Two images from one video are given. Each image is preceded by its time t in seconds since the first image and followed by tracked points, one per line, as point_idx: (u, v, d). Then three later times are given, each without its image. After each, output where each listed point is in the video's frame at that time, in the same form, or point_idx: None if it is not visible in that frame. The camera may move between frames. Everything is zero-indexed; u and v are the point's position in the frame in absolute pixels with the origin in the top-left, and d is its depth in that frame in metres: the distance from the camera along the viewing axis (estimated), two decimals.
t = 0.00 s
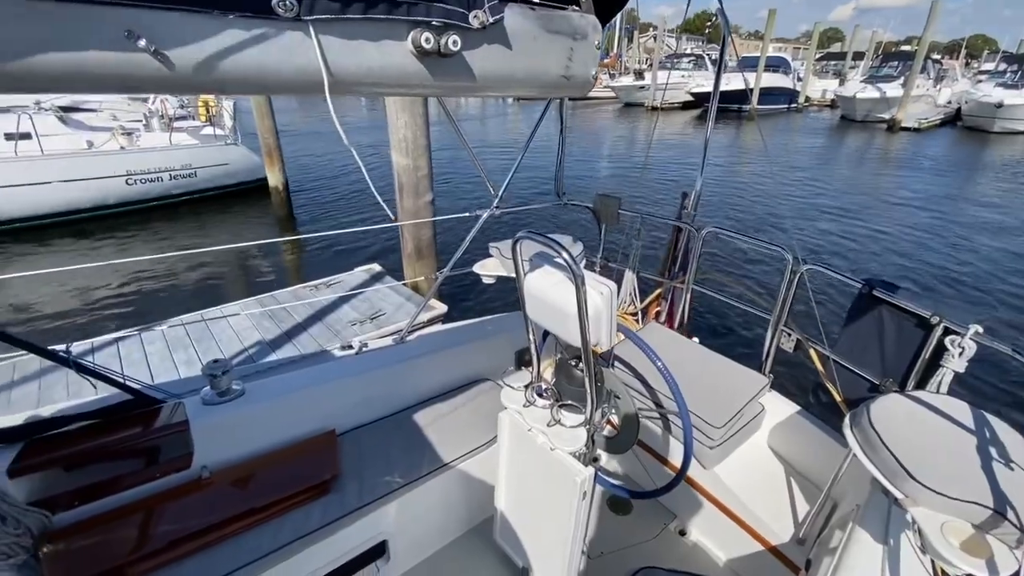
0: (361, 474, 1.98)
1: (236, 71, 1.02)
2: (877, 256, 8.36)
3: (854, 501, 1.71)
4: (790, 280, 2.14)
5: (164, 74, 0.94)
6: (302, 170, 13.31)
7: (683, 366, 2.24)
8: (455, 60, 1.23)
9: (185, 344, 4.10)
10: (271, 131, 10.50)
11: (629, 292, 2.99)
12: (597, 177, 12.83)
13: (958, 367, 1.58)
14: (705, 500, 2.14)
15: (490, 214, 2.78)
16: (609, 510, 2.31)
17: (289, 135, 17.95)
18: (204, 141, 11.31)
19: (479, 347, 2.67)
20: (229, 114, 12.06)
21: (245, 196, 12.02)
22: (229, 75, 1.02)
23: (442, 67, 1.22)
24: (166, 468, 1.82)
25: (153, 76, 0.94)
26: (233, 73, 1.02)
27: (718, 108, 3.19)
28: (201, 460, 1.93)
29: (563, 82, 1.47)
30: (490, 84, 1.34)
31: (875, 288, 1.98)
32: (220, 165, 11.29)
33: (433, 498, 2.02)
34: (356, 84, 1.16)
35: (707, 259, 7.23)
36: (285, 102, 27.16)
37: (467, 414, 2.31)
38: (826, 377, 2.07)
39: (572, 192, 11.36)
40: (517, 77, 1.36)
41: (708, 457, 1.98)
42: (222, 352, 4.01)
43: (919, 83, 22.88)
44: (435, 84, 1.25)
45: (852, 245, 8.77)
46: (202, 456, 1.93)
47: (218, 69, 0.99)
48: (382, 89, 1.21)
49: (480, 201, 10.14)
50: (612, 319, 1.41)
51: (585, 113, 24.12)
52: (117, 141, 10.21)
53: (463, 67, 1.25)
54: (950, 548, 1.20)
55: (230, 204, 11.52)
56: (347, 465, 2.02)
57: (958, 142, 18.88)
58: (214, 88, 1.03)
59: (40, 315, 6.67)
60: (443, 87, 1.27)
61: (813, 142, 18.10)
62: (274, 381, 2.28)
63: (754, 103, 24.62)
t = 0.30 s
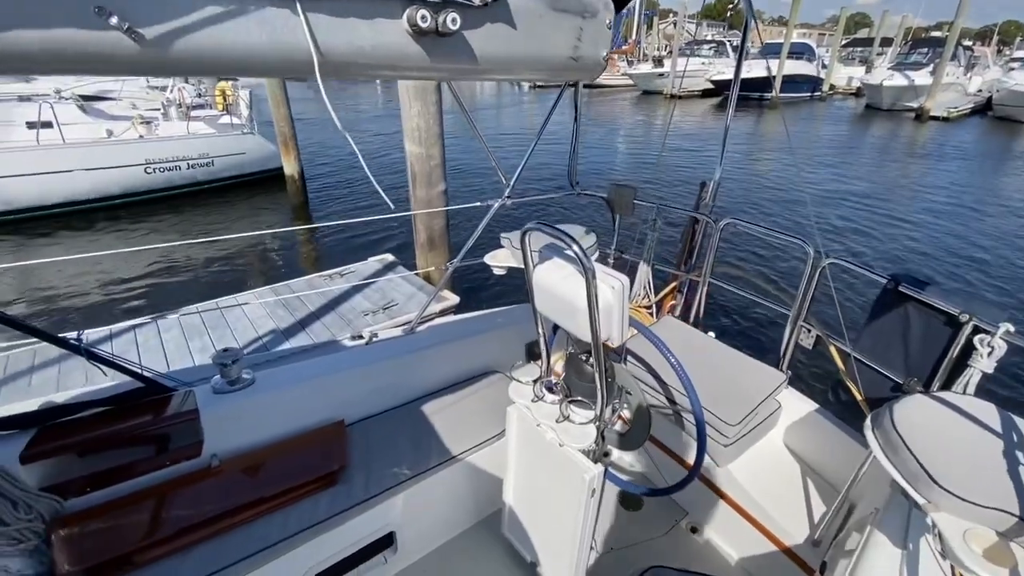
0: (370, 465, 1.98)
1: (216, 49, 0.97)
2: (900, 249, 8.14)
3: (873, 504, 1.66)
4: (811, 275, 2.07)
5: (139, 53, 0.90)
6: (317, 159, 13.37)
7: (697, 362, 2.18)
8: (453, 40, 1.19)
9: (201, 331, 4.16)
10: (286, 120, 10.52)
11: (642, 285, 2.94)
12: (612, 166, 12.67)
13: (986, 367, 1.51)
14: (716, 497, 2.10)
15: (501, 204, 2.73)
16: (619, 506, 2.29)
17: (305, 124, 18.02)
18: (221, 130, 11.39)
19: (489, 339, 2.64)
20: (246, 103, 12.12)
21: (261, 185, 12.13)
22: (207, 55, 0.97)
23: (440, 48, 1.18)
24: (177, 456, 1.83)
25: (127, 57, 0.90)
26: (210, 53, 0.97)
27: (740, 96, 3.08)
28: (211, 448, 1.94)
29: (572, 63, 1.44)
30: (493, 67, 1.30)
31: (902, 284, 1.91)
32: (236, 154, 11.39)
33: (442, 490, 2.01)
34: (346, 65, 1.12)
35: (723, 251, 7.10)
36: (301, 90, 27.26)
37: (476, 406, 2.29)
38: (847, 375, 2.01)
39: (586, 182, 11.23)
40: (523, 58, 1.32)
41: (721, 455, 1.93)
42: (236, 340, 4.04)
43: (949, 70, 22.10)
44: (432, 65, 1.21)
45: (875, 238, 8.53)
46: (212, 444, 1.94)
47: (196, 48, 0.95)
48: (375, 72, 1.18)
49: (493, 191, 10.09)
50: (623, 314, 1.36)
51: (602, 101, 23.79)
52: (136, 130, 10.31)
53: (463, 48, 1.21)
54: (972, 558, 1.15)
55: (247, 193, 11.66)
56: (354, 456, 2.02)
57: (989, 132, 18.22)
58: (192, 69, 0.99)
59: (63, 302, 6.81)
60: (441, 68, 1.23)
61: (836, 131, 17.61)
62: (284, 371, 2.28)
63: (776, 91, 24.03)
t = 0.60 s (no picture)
0: (364, 460, 1.93)
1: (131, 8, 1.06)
2: (919, 239, 7.91)
3: (888, 509, 1.53)
4: (827, 268, 1.96)
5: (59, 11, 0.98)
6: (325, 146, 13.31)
7: (705, 356, 2.09)
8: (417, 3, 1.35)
9: (204, 319, 4.15)
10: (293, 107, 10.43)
11: (649, 276, 2.84)
12: (623, 153, 12.46)
13: (1016, 367, 1.42)
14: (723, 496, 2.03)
15: (503, 191, 2.64)
16: (622, 503, 2.23)
17: (314, 110, 17.94)
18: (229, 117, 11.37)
19: (490, 331, 2.57)
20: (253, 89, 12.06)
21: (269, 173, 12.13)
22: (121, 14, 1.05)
23: (401, 11, 1.34)
24: (168, 449, 1.80)
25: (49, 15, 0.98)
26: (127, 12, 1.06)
27: (754, 78, 2.93)
28: (202, 440, 1.90)
29: (559, 29, 1.63)
30: (468, 29, 1.47)
31: (925, 277, 1.81)
32: (244, 141, 11.38)
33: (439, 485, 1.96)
34: (273, 26, 1.23)
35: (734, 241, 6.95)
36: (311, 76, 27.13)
37: (474, 400, 2.23)
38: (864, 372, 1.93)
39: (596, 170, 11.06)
40: (504, 23, 1.51)
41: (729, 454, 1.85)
42: (239, 328, 4.03)
43: (975, 54, 21.35)
44: (397, 27, 1.37)
45: (893, 227, 8.30)
46: (203, 436, 1.90)
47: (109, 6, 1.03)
48: (316, 32, 1.29)
49: (502, 179, 9.98)
50: (624, 309, 1.27)
51: (614, 87, 23.37)
52: (144, 118, 10.26)
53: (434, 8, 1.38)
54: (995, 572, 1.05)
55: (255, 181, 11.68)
56: (349, 450, 1.97)
57: (1016, 118, 17.60)
58: (116, 27, 1.08)
59: (72, 288, 6.88)
60: (406, 29, 1.38)
61: (855, 117, 17.14)
62: (279, 361, 2.22)
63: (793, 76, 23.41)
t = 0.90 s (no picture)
0: (349, 457, 1.87)
1: None
2: (927, 225, 7.76)
3: (895, 513, 1.46)
4: (834, 259, 1.85)
5: None
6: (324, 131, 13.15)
7: (703, 349, 2.01)
8: None
9: (195, 308, 4.09)
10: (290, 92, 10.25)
11: (647, 265, 2.76)
12: (626, 138, 12.26)
13: None
14: (722, 494, 1.96)
15: (495, 177, 2.55)
16: (616, 500, 2.16)
17: (314, 95, 17.72)
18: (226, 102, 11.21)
19: (483, 322, 2.49)
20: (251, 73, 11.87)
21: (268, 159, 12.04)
22: None
23: None
24: (145, 446, 1.74)
25: None
26: None
27: (759, 58, 2.79)
28: (181, 437, 1.84)
29: None
30: None
31: (939, 269, 1.72)
32: (242, 126, 11.26)
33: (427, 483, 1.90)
34: None
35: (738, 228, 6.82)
36: (311, 61, 26.82)
37: (465, 395, 2.16)
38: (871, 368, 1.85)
39: (598, 155, 10.89)
40: None
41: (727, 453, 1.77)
42: (231, 318, 3.97)
43: (988, 35, 20.83)
44: None
45: (901, 213, 8.13)
46: (182, 433, 1.83)
47: None
48: None
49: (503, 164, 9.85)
50: (614, 305, 1.19)
51: (617, 70, 22.98)
52: (140, 103, 10.09)
53: None
54: None
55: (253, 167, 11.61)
56: (334, 447, 1.91)
57: None
58: None
59: (70, 276, 6.85)
60: None
61: (864, 100, 16.79)
62: (262, 354, 2.16)
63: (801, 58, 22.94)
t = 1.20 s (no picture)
0: (333, 452, 1.81)
1: None
2: (926, 208, 7.68)
3: (896, 507, 1.38)
4: (838, 242, 1.77)
5: None
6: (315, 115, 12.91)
7: (699, 338, 1.94)
8: None
9: (181, 297, 4.00)
10: (278, 74, 9.99)
11: (641, 250, 2.68)
12: (622, 121, 12.07)
13: None
14: (717, 486, 1.91)
15: (484, 159, 2.44)
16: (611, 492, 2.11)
17: (305, 78, 17.38)
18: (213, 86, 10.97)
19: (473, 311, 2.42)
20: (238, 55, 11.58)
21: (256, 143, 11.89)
22: None
23: None
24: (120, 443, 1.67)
25: None
26: None
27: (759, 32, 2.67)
28: (157, 433, 1.77)
29: None
30: None
31: (948, 253, 1.65)
32: (229, 111, 11.07)
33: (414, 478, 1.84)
34: None
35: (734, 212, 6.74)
36: (302, 43, 26.29)
37: (453, 387, 2.09)
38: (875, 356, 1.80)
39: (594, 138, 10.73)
40: None
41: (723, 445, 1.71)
42: (218, 306, 3.89)
43: (990, 14, 20.50)
44: None
45: (899, 195, 8.05)
46: (157, 429, 1.76)
47: None
48: None
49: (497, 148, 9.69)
50: (604, 295, 1.11)
51: (614, 51, 22.60)
52: (125, 87, 9.79)
53: None
54: None
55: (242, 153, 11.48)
56: (317, 441, 1.84)
57: None
58: None
59: (56, 265, 6.75)
60: None
61: (863, 81, 16.58)
62: (243, 346, 2.08)
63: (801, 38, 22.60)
